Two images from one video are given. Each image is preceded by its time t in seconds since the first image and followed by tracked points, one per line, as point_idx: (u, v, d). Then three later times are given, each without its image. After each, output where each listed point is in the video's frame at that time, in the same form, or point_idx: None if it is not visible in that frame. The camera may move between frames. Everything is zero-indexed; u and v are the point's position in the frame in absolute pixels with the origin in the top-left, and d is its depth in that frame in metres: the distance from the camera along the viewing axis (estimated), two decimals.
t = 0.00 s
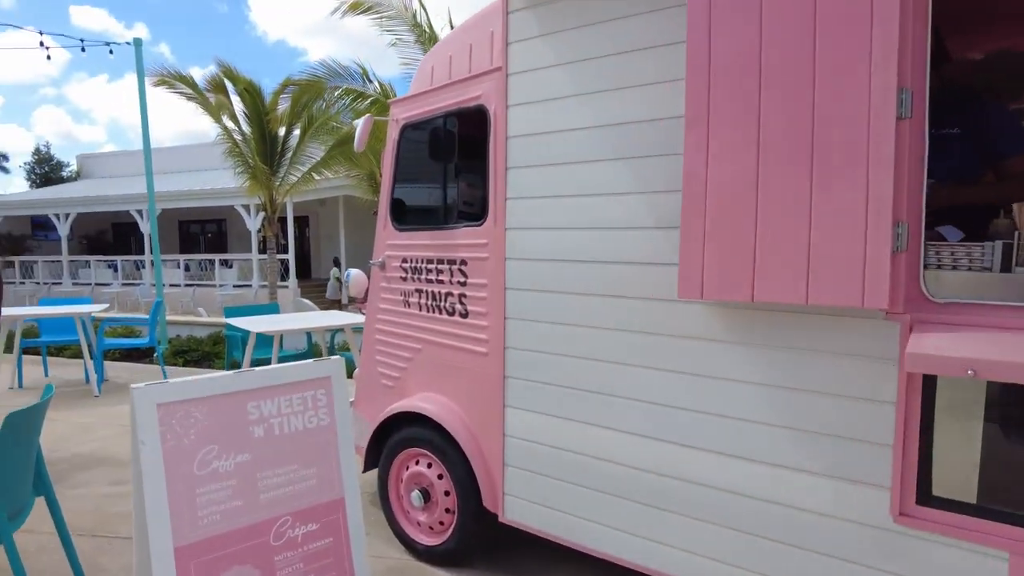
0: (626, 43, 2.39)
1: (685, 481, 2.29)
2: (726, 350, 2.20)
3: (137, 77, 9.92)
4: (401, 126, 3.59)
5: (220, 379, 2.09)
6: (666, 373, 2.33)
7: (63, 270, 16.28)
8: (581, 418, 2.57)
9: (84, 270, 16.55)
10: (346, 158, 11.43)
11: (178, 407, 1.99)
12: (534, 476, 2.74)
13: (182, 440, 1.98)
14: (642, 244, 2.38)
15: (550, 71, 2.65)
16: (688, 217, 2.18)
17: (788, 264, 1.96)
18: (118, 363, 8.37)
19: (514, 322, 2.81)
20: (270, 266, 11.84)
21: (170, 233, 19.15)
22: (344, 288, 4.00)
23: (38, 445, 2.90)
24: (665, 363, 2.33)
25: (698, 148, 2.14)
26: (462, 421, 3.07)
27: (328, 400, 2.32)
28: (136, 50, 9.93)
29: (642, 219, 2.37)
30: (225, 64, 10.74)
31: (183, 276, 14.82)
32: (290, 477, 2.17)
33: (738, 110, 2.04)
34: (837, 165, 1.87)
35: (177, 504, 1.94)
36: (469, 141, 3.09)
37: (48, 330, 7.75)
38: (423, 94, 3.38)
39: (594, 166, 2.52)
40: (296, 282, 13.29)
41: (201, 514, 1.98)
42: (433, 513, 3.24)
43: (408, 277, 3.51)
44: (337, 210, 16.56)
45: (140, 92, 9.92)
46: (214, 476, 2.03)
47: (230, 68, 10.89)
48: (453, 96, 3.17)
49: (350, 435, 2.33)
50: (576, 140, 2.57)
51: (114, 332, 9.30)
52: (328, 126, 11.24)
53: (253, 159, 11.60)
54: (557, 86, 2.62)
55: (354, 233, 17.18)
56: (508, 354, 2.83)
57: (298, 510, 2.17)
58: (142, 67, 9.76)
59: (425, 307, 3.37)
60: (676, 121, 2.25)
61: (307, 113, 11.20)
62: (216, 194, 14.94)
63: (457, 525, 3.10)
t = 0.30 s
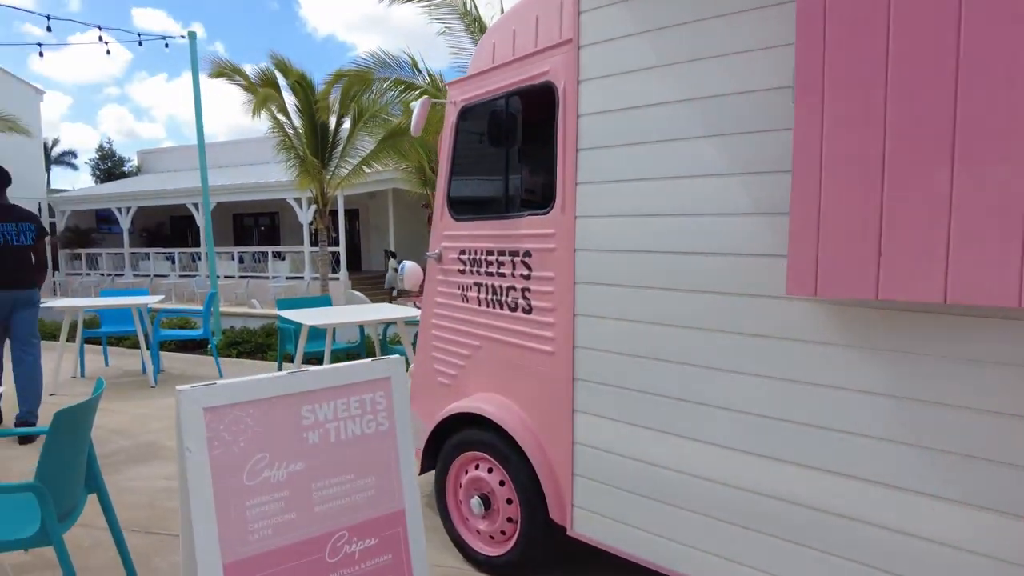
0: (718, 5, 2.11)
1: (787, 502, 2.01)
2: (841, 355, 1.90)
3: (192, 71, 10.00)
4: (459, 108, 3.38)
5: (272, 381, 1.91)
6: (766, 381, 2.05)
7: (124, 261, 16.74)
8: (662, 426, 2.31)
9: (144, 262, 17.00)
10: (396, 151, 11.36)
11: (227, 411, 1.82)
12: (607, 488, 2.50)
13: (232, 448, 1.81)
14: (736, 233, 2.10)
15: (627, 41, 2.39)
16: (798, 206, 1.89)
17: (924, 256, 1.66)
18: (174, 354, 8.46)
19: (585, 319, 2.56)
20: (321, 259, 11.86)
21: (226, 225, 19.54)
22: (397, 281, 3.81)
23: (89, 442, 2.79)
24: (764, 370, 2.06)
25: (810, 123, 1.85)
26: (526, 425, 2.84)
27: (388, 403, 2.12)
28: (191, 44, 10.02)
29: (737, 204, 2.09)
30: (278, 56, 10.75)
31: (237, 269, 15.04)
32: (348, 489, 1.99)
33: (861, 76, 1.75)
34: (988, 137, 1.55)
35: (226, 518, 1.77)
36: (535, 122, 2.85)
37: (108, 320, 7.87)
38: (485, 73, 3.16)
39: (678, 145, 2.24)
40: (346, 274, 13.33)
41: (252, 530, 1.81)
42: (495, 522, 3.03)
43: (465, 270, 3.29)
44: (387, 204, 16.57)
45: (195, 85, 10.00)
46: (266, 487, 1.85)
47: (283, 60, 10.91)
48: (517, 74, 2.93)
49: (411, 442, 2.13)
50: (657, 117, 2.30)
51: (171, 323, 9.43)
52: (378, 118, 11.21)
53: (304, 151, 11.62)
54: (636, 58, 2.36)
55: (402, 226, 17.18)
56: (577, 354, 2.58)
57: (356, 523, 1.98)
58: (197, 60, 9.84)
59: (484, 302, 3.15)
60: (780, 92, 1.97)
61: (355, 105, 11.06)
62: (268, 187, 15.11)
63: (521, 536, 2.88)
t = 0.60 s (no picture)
0: None
1: (948, 543, 1.66)
2: (1023, 367, 1.52)
3: (256, 68, 10.09)
4: (539, 89, 3.12)
5: (346, 385, 1.71)
6: (912, 395, 1.71)
7: (191, 256, 17.23)
8: (779, 445, 2.00)
9: (210, 256, 17.45)
10: (455, 147, 11.27)
11: (298, 418, 1.63)
12: (711, 510, 2.21)
13: (303, 460, 1.62)
14: (878, 220, 1.77)
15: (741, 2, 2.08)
16: (966, 187, 1.53)
17: None
18: (238, 348, 8.53)
19: (684, 320, 2.26)
20: (380, 255, 11.84)
21: (286, 221, 19.89)
22: (466, 275, 3.57)
23: (155, 439, 2.68)
24: (911, 382, 1.71)
25: (988, 83, 1.47)
26: (614, 436, 2.56)
27: (471, 411, 1.90)
28: (255, 41, 10.11)
29: (881, 186, 1.75)
30: (339, 51, 10.75)
31: (298, 263, 15.24)
32: (429, 507, 1.77)
33: None
34: None
35: (297, 537, 1.58)
36: (627, 99, 2.57)
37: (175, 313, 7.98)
38: (569, 49, 2.89)
39: (804, 119, 1.92)
40: (404, 270, 13.27)
41: (324, 554, 1.61)
42: (576, 539, 2.78)
43: (542, 264, 2.98)
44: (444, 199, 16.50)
45: (259, 82, 10.09)
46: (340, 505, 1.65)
47: (343, 55, 10.91)
48: (607, 48, 2.66)
49: (497, 454, 1.90)
50: (777, 87, 1.98)
51: (235, 317, 9.54)
52: (437, 114, 11.08)
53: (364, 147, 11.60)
54: (752, 21, 2.05)
55: (459, 222, 17.10)
56: (676, 360, 2.28)
57: (437, 546, 1.77)
58: (260, 57, 9.91)
59: (563, 300, 2.83)
60: (944, 51, 1.62)
61: (414, 100, 10.90)
62: (328, 184, 15.22)
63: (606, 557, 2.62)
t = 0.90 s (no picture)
0: None
1: None
2: None
3: (309, 56, 10.06)
4: (612, 57, 2.83)
5: (404, 383, 1.50)
6: None
7: (248, 243, 17.55)
8: (893, 466, 1.66)
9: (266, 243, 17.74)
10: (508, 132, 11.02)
11: (349, 421, 1.42)
12: (806, 535, 1.89)
13: (355, 470, 1.41)
14: None
15: None
16: None
17: None
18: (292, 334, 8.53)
19: (782, 315, 1.95)
20: (432, 242, 11.73)
21: (339, 208, 20.03)
22: (527, 261, 3.33)
23: (202, 430, 2.54)
24: None
25: None
26: (695, 442, 2.28)
27: (542, 414, 1.66)
28: (309, 28, 10.07)
29: None
30: (391, 37, 10.61)
31: (351, 251, 15.33)
32: (495, 525, 1.54)
33: None
34: None
35: (348, 558, 1.38)
36: (719, 63, 2.26)
37: (230, 298, 8.01)
38: (648, 10, 2.59)
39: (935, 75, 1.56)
40: (455, 258, 13.09)
41: None
42: (648, 551, 2.50)
43: (611, 249, 2.70)
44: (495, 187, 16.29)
45: (312, 70, 10.06)
46: (396, 521, 1.44)
47: (396, 41, 10.77)
48: (695, 6, 2.35)
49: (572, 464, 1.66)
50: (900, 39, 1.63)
51: (290, 303, 9.58)
52: (489, 99, 10.93)
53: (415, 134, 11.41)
54: None
55: (511, 210, 16.87)
56: (772, 359, 1.99)
57: (505, 569, 1.54)
58: (313, 45, 9.85)
59: (635, 290, 2.55)
60: None
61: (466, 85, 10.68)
62: (380, 172, 15.19)
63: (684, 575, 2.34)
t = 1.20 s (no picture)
0: None
1: None
2: None
3: (351, 25, 9.85)
4: None
5: (428, 351, 1.29)
6: None
7: (294, 216, 17.69)
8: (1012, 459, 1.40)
9: (311, 216, 17.85)
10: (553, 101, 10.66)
11: (365, 395, 1.23)
12: (891, 534, 1.65)
13: (370, 451, 1.23)
14: None
15: None
16: None
17: None
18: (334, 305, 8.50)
19: (868, 282, 1.68)
20: (475, 214, 11.52)
21: (383, 181, 20.00)
22: (572, 226, 3.08)
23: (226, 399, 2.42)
24: None
25: None
26: (760, 424, 2.02)
27: (586, 390, 1.44)
28: None
29: None
30: (434, 4, 10.31)
31: (395, 224, 15.27)
32: (531, 516, 1.35)
33: None
34: None
35: (362, 550, 1.20)
36: None
37: (273, 268, 8.00)
38: None
39: None
40: (498, 231, 12.86)
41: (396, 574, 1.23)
42: (700, 541, 2.27)
43: (665, 209, 2.44)
44: (539, 158, 15.94)
45: (354, 39, 9.86)
46: (416, 510, 1.26)
47: (439, 8, 10.47)
48: None
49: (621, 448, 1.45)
50: None
51: (332, 274, 9.55)
52: (534, 66, 10.57)
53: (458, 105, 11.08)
54: None
55: (555, 182, 16.52)
56: (854, 332, 1.72)
57: (542, 566, 1.34)
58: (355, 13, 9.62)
59: (691, 254, 2.31)
60: None
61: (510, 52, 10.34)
62: (423, 144, 14.99)
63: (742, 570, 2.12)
